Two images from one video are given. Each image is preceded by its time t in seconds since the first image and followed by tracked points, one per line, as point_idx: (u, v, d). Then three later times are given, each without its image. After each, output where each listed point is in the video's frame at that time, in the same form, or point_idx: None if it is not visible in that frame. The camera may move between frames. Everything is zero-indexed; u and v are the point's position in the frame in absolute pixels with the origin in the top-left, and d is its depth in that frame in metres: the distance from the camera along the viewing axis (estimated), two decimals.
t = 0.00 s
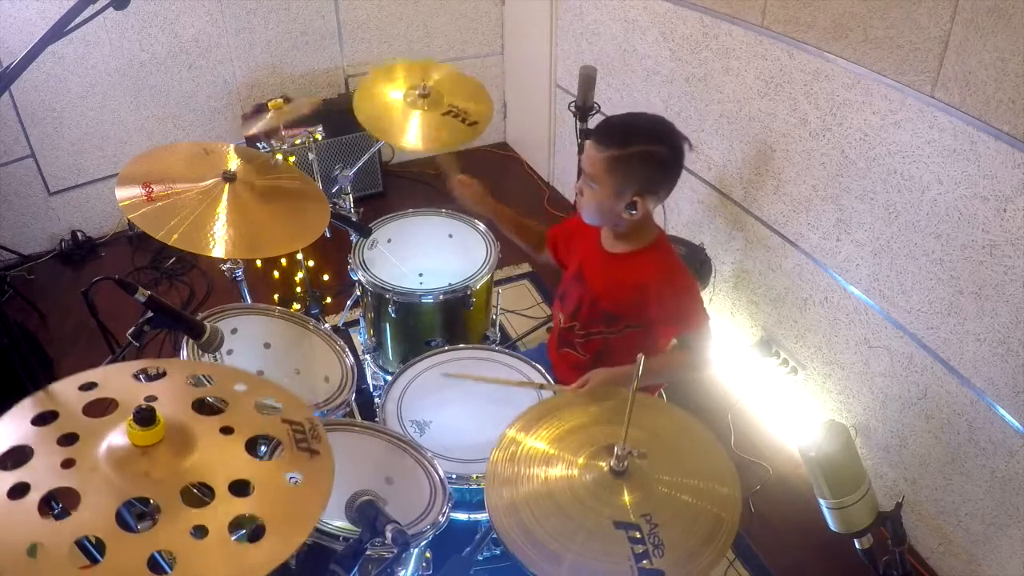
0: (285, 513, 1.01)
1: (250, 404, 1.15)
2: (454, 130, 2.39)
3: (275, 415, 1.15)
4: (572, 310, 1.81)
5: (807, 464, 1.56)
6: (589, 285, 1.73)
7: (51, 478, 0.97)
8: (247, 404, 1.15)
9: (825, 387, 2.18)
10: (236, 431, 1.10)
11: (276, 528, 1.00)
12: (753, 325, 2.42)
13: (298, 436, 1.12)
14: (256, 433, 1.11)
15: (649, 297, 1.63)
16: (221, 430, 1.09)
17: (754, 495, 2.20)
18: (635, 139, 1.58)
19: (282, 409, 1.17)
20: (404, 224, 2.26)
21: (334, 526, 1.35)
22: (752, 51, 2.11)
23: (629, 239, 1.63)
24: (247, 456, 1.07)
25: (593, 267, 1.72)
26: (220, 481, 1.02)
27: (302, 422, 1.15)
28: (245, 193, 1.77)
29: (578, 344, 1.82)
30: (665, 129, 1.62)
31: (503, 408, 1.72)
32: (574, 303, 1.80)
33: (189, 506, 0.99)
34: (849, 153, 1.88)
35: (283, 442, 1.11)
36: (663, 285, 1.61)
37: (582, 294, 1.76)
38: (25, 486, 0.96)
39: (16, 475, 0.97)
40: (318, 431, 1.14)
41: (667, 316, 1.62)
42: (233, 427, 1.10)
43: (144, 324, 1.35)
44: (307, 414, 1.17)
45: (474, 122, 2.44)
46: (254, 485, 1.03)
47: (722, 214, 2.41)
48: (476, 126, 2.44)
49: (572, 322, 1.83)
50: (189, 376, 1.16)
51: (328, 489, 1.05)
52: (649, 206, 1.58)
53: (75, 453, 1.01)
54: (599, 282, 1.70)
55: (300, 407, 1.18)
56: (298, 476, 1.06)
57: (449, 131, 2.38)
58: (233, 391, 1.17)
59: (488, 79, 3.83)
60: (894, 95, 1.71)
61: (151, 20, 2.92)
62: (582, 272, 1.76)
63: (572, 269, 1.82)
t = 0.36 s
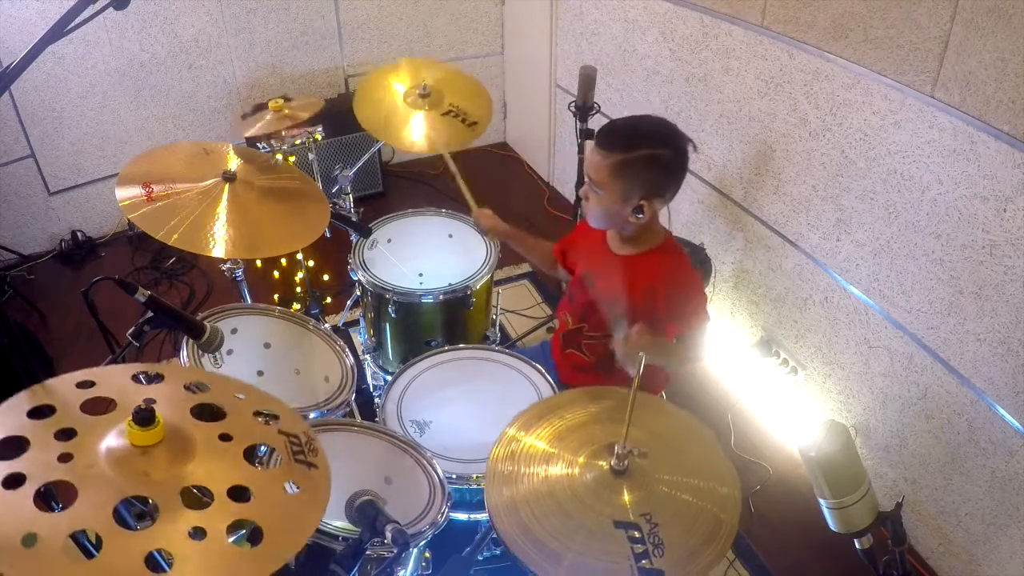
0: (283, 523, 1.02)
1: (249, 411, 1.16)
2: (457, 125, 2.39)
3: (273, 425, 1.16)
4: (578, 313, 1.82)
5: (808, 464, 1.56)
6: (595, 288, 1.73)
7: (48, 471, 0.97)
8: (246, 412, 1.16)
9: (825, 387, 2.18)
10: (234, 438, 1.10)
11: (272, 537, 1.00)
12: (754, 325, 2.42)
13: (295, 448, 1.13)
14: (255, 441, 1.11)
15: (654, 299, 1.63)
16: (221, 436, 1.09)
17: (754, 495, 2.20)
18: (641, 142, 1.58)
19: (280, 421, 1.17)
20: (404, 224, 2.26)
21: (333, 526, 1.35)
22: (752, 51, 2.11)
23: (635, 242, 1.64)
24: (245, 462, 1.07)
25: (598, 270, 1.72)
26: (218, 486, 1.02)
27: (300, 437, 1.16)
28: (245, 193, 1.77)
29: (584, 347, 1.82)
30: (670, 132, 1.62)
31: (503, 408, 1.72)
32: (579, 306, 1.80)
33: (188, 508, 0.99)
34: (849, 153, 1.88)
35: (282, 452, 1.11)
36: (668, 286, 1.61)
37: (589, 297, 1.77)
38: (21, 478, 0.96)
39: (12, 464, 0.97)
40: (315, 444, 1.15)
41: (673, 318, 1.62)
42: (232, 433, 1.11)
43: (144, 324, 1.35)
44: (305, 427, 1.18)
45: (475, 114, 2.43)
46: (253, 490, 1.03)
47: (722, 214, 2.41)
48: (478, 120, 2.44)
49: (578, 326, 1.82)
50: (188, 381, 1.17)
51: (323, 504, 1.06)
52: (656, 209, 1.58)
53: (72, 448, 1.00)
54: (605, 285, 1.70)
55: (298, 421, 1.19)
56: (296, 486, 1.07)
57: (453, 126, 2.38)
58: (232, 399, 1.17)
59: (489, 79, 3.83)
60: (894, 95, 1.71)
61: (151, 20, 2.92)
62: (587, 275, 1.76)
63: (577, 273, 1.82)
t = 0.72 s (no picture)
0: (285, 520, 1.02)
1: (249, 408, 1.16)
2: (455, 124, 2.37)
3: (274, 421, 1.16)
4: (565, 309, 1.81)
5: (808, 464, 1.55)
6: (581, 282, 1.72)
7: (48, 473, 0.97)
8: (246, 409, 1.16)
9: (825, 387, 2.18)
10: (235, 436, 1.10)
11: (274, 533, 1.00)
12: (753, 325, 2.42)
13: (296, 444, 1.13)
14: (256, 438, 1.11)
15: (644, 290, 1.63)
16: (221, 434, 1.09)
17: (754, 495, 2.20)
18: (636, 134, 1.57)
19: (280, 417, 1.18)
20: (404, 224, 2.26)
21: (334, 526, 1.35)
22: (752, 51, 2.11)
23: (621, 234, 1.64)
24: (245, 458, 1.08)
25: (585, 264, 1.72)
26: (220, 484, 1.02)
27: (300, 433, 1.16)
28: (245, 193, 1.77)
29: (574, 341, 1.82)
30: (665, 127, 1.62)
31: (503, 408, 1.72)
32: (566, 302, 1.79)
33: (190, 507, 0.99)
34: (849, 153, 1.88)
35: (283, 448, 1.11)
36: (658, 276, 1.61)
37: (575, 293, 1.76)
38: (22, 481, 0.97)
39: (14, 469, 0.97)
40: (316, 440, 1.16)
41: (664, 308, 1.62)
42: (232, 430, 1.11)
43: (144, 324, 1.35)
44: (305, 423, 1.18)
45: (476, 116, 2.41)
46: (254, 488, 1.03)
47: (722, 214, 2.41)
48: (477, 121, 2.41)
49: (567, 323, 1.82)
50: (188, 379, 1.17)
51: (324, 499, 1.06)
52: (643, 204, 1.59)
53: (74, 449, 1.01)
54: (592, 278, 1.70)
55: (298, 416, 1.19)
56: (298, 481, 1.07)
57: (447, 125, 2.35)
58: (232, 396, 1.17)
59: (489, 79, 3.83)
60: (894, 95, 1.71)
61: (151, 20, 2.92)
62: (573, 270, 1.76)
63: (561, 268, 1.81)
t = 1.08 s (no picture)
0: (286, 518, 1.02)
1: (249, 408, 1.16)
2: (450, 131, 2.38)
3: (274, 420, 1.16)
4: (570, 312, 1.80)
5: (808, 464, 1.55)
6: (588, 286, 1.72)
7: (48, 473, 0.97)
8: (246, 408, 1.16)
9: (825, 387, 2.18)
10: (235, 434, 1.10)
11: (274, 532, 1.00)
12: (754, 325, 2.42)
13: (296, 443, 1.13)
14: (256, 437, 1.11)
15: (651, 294, 1.63)
16: (221, 432, 1.09)
17: (754, 495, 2.20)
18: (644, 136, 1.57)
19: (280, 417, 1.18)
20: (404, 224, 2.26)
21: (334, 526, 1.35)
22: (752, 51, 2.11)
23: (630, 236, 1.64)
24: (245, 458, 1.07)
25: (591, 267, 1.71)
26: (220, 483, 1.02)
27: (300, 431, 1.16)
28: (245, 193, 1.77)
29: (579, 343, 1.82)
30: (674, 128, 1.62)
31: (503, 408, 1.72)
32: (571, 304, 1.78)
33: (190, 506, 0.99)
34: (849, 153, 1.88)
35: (283, 447, 1.12)
36: (666, 281, 1.61)
37: (581, 296, 1.75)
38: (22, 482, 0.97)
39: (14, 469, 0.97)
40: (317, 439, 1.15)
41: (671, 311, 1.63)
42: (232, 430, 1.11)
43: (144, 324, 1.35)
44: (305, 422, 1.18)
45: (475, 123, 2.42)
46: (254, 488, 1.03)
47: (722, 214, 2.41)
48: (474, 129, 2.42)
49: (571, 324, 1.81)
50: (188, 378, 1.17)
51: (325, 498, 1.06)
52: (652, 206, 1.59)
53: (74, 449, 1.01)
54: (598, 282, 1.69)
55: (298, 415, 1.19)
56: (298, 481, 1.07)
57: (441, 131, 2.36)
58: (232, 395, 1.17)
59: (489, 79, 3.83)
60: (894, 95, 1.71)
61: (151, 20, 2.92)
62: (578, 273, 1.75)
63: (566, 271, 1.80)
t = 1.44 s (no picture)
0: (286, 518, 1.02)
1: (249, 408, 1.16)
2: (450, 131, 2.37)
3: (274, 421, 1.16)
4: (569, 316, 1.80)
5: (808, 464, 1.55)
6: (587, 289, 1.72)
7: (48, 474, 0.97)
8: (247, 408, 1.16)
9: (825, 386, 2.18)
10: (235, 434, 1.10)
11: (273, 531, 1.00)
12: (754, 325, 2.42)
13: (296, 443, 1.13)
14: (256, 437, 1.11)
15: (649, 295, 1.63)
16: (221, 432, 1.09)
17: (754, 495, 2.20)
18: (629, 137, 1.58)
19: (280, 417, 1.18)
20: (404, 224, 2.26)
21: (334, 526, 1.35)
22: (752, 51, 2.11)
23: (621, 241, 1.63)
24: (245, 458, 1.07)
25: (587, 271, 1.71)
26: (219, 483, 1.02)
27: (299, 431, 1.16)
28: (245, 193, 1.77)
29: (580, 347, 1.81)
30: (660, 130, 1.63)
31: (504, 407, 1.72)
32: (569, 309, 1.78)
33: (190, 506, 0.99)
34: (849, 153, 1.88)
35: (283, 447, 1.12)
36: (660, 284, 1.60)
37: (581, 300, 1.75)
38: (23, 482, 0.97)
39: (14, 469, 0.97)
40: (317, 439, 1.16)
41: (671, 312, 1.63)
42: (232, 430, 1.11)
43: (144, 324, 1.35)
44: (305, 422, 1.18)
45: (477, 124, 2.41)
46: (254, 488, 1.03)
47: (722, 214, 2.41)
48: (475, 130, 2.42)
49: (570, 329, 1.81)
50: (188, 378, 1.17)
51: (325, 498, 1.06)
52: (638, 209, 1.57)
53: (74, 450, 1.01)
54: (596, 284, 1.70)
55: (298, 415, 1.19)
56: (298, 481, 1.07)
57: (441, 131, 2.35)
58: (232, 395, 1.17)
59: (489, 79, 3.83)
60: (894, 95, 1.71)
61: (151, 20, 2.92)
62: (575, 277, 1.75)
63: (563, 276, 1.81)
